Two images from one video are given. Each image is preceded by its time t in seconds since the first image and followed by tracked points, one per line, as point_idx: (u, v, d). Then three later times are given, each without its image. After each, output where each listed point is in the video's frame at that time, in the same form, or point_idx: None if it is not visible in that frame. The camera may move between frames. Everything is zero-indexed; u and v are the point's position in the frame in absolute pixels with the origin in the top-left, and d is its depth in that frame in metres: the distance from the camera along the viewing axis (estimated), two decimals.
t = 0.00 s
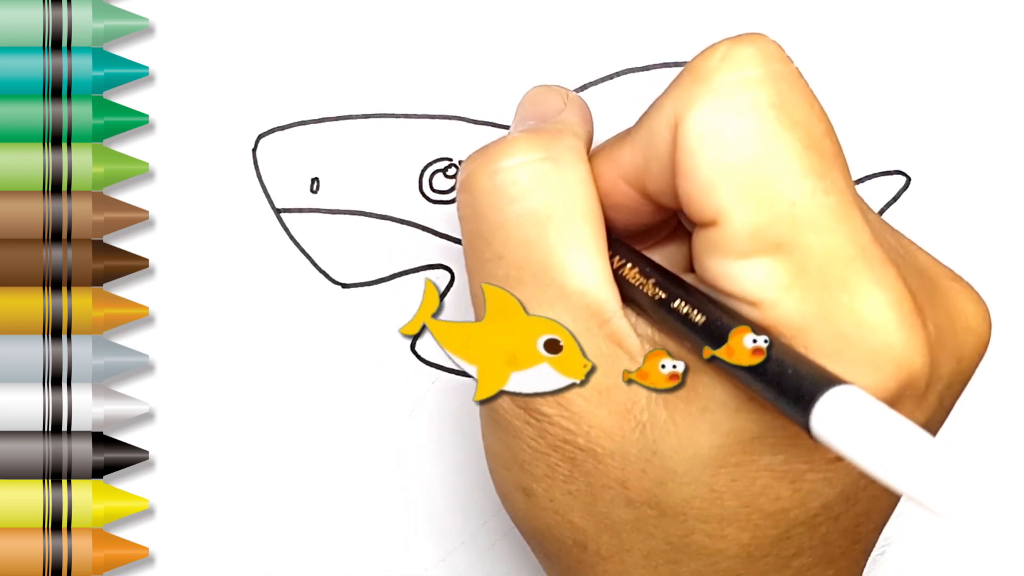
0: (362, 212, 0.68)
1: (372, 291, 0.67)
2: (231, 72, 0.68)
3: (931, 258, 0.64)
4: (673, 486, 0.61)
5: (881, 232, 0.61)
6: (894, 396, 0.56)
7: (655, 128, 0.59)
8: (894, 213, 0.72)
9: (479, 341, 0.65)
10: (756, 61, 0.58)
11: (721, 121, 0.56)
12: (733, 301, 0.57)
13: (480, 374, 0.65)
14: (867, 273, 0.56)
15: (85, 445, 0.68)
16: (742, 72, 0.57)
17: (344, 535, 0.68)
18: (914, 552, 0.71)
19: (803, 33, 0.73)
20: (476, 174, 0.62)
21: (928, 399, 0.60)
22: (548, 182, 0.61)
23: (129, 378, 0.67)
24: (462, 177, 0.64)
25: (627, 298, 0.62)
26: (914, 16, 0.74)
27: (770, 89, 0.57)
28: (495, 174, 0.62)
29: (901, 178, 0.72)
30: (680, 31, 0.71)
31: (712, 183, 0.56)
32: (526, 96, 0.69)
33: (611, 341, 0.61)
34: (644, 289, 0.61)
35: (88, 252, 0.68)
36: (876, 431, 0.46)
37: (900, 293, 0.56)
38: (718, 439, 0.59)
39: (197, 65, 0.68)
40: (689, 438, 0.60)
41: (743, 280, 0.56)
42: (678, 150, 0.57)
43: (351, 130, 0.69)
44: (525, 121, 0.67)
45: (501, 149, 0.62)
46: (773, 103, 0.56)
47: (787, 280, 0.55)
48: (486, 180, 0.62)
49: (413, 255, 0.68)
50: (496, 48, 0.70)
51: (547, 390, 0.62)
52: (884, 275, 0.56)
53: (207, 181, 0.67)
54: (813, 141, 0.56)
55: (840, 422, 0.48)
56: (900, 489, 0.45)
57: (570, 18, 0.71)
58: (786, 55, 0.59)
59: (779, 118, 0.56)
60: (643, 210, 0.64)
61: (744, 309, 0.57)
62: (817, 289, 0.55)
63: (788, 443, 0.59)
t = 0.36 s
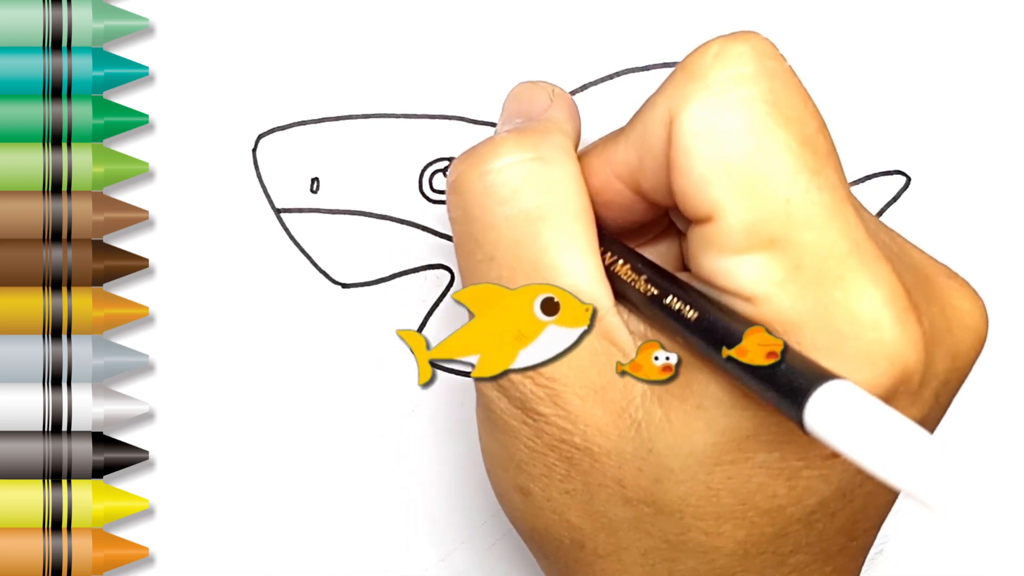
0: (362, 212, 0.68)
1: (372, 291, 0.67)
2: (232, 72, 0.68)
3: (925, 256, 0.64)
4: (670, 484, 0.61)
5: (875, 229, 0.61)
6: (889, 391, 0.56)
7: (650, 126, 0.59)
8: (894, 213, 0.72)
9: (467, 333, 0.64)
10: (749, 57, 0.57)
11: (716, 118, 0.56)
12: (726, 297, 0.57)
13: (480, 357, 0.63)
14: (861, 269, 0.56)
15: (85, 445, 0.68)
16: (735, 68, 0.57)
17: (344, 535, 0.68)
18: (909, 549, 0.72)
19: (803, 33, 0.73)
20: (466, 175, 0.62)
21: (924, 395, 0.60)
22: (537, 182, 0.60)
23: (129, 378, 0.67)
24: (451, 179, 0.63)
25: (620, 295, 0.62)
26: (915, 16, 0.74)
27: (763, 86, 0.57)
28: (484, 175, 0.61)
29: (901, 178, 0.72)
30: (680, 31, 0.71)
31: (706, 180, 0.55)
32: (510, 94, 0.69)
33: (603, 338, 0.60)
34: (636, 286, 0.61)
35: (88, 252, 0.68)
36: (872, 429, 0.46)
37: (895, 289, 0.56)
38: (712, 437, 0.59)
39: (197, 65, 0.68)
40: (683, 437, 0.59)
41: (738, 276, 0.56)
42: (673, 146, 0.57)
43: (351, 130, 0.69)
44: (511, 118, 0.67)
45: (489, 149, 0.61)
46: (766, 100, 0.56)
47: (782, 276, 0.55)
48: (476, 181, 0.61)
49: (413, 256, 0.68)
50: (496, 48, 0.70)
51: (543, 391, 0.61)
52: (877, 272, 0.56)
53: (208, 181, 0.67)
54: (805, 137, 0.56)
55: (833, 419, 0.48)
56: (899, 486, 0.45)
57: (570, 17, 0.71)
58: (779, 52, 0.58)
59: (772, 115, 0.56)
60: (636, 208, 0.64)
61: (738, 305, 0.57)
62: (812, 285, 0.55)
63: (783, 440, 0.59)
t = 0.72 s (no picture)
0: (362, 212, 0.68)
1: (372, 291, 0.67)
2: (232, 72, 0.68)
3: (930, 260, 0.64)
4: (673, 487, 0.61)
5: (880, 234, 0.61)
6: (895, 397, 0.56)
7: (655, 131, 0.59)
8: (894, 213, 0.72)
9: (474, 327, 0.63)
10: (753, 62, 0.58)
11: (722, 123, 0.56)
12: (731, 302, 0.57)
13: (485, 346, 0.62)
14: (866, 272, 0.56)
15: (85, 445, 0.68)
16: (740, 73, 0.58)
17: (344, 535, 0.68)
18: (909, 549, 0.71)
19: (803, 33, 0.73)
20: (472, 177, 0.62)
21: (928, 401, 0.60)
22: (545, 185, 0.61)
23: (129, 378, 0.67)
24: (458, 180, 0.63)
25: (626, 301, 0.63)
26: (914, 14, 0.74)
27: (768, 90, 0.57)
28: (490, 177, 0.61)
29: (901, 178, 0.72)
30: (680, 31, 0.71)
31: (711, 185, 0.56)
32: (519, 101, 0.69)
33: (608, 343, 0.61)
34: (642, 291, 0.61)
35: (88, 252, 0.68)
36: (874, 428, 0.46)
37: (899, 294, 0.56)
38: (716, 440, 0.59)
39: (197, 65, 0.68)
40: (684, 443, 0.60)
41: (742, 281, 0.56)
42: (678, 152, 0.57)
43: (351, 130, 0.69)
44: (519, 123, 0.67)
45: (496, 152, 0.62)
46: (771, 104, 0.57)
47: (786, 281, 0.56)
48: (482, 183, 0.62)
49: (413, 256, 0.68)
50: (496, 48, 0.70)
51: (545, 394, 0.61)
52: (882, 275, 0.56)
53: (208, 182, 0.67)
54: (810, 142, 0.57)
55: (842, 425, 0.47)
56: (902, 487, 0.44)
57: (570, 17, 0.71)
58: (782, 58, 0.59)
59: (776, 119, 0.56)
60: (641, 215, 0.64)
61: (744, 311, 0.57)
62: (816, 289, 0.55)
63: (787, 444, 0.58)
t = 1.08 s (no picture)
0: (362, 212, 0.68)
1: (372, 291, 0.67)
2: (232, 72, 0.68)
3: (957, 259, 0.65)
4: (710, 483, 0.61)
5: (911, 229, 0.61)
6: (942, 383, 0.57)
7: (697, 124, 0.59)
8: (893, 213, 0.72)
9: (490, 321, 0.63)
10: (798, 54, 0.59)
11: (772, 112, 0.57)
12: (775, 294, 0.58)
13: (493, 352, 0.62)
14: (914, 261, 0.57)
15: (85, 445, 0.68)
16: (786, 64, 0.58)
17: (344, 535, 0.67)
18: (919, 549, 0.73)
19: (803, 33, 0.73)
20: (494, 171, 0.61)
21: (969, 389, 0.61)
22: (568, 188, 0.59)
23: (129, 378, 0.67)
24: (478, 177, 0.62)
25: (656, 295, 0.62)
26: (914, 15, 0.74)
27: (807, 82, 0.58)
28: (516, 173, 0.60)
29: (900, 178, 0.72)
30: (681, 32, 0.71)
31: (762, 171, 0.56)
32: (528, 97, 0.67)
33: (642, 339, 0.60)
34: (678, 285, 0.61)
35: (88, 252, 0.68)
36: (938, 410, 0.47)
37: (943, 282, 0.57)
38: (764, 434, 0.59)
39: (197, 65, 0.68)
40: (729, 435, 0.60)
41: (787, 271, 0.57)
42: (724, 141, 0.58)
43: (351, 130, 0.69)
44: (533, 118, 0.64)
45: (522, 145, 0.61)
46: (818, 93, 0.58)
47: (835, 271, 0.56)
48: (504, 183, 0.60)
49: (413, 255, 0.68)
50: (496, 48, 0.70)
51: (582, 394, 0.60)
52: (929, 265, 0.57)
53: (207, 182, 0.67)
54: (855, 132, 0.58)
55: (909, 411, 0.48)
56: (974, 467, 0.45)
57: (570, 17, 0.71)
58: (820, 52, 0.60)
59: (824, 110, 0.57)
60: (667, 208, 0.64)
61: (791, 302, 0.57)
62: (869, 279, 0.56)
63: (833, 437, 0.60)
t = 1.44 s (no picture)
0: (362, 213, 0.69)
1: (372, 291, 0.68)
2: (232, 72, 0.68)
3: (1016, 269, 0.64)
4: (904, 456, 0.54)
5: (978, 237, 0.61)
6: None
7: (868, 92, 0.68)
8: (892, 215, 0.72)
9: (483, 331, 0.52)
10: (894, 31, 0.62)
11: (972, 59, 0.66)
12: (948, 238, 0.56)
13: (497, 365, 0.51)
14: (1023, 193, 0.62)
15: (85, 445, 0.68)
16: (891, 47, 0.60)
17: (343, 535, 0.67)
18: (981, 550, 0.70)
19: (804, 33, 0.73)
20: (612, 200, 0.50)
21: None
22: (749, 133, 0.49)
23: (129, 378, 0.66)
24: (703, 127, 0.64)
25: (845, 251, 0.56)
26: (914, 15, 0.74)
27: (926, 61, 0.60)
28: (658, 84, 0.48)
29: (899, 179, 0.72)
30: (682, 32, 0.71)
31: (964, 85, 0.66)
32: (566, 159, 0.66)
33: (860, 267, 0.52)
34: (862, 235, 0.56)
35: (88, 252, 0.68)
36: None
37: None
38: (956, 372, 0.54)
39: (197, 66, 0.68)
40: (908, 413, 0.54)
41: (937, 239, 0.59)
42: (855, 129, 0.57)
43: (351, 130, 0.69)
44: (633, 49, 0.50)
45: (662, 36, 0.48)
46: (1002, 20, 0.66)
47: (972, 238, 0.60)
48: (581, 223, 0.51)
49: (413, 256, 0.68)
50: (496, 47, 0.70)
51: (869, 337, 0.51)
52: None
53: (207, 181, 0.68)
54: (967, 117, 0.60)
55: None
56: None
57: (572, 17, 0.71)
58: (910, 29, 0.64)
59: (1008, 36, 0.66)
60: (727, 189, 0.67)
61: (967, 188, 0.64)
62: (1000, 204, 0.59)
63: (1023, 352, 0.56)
